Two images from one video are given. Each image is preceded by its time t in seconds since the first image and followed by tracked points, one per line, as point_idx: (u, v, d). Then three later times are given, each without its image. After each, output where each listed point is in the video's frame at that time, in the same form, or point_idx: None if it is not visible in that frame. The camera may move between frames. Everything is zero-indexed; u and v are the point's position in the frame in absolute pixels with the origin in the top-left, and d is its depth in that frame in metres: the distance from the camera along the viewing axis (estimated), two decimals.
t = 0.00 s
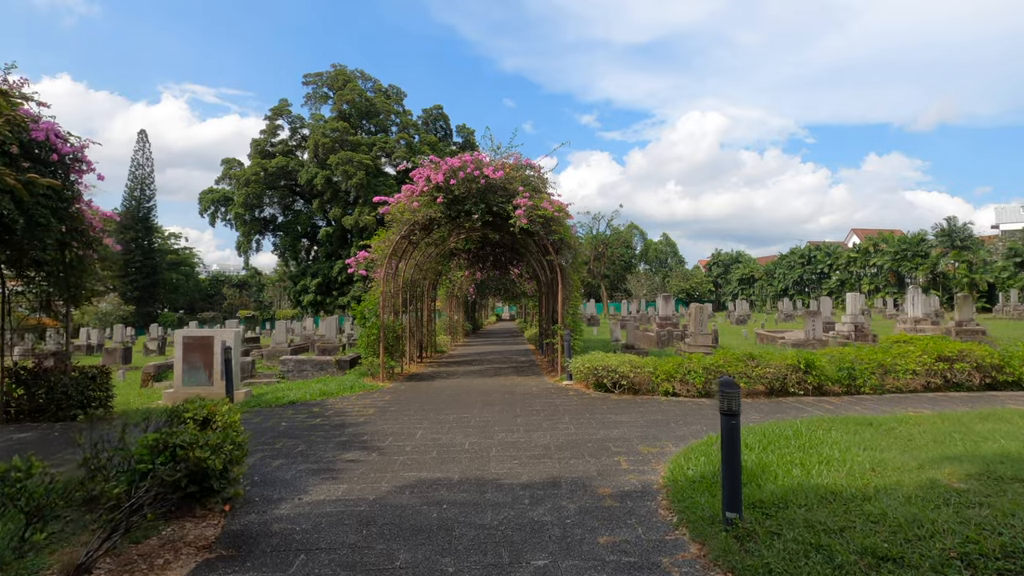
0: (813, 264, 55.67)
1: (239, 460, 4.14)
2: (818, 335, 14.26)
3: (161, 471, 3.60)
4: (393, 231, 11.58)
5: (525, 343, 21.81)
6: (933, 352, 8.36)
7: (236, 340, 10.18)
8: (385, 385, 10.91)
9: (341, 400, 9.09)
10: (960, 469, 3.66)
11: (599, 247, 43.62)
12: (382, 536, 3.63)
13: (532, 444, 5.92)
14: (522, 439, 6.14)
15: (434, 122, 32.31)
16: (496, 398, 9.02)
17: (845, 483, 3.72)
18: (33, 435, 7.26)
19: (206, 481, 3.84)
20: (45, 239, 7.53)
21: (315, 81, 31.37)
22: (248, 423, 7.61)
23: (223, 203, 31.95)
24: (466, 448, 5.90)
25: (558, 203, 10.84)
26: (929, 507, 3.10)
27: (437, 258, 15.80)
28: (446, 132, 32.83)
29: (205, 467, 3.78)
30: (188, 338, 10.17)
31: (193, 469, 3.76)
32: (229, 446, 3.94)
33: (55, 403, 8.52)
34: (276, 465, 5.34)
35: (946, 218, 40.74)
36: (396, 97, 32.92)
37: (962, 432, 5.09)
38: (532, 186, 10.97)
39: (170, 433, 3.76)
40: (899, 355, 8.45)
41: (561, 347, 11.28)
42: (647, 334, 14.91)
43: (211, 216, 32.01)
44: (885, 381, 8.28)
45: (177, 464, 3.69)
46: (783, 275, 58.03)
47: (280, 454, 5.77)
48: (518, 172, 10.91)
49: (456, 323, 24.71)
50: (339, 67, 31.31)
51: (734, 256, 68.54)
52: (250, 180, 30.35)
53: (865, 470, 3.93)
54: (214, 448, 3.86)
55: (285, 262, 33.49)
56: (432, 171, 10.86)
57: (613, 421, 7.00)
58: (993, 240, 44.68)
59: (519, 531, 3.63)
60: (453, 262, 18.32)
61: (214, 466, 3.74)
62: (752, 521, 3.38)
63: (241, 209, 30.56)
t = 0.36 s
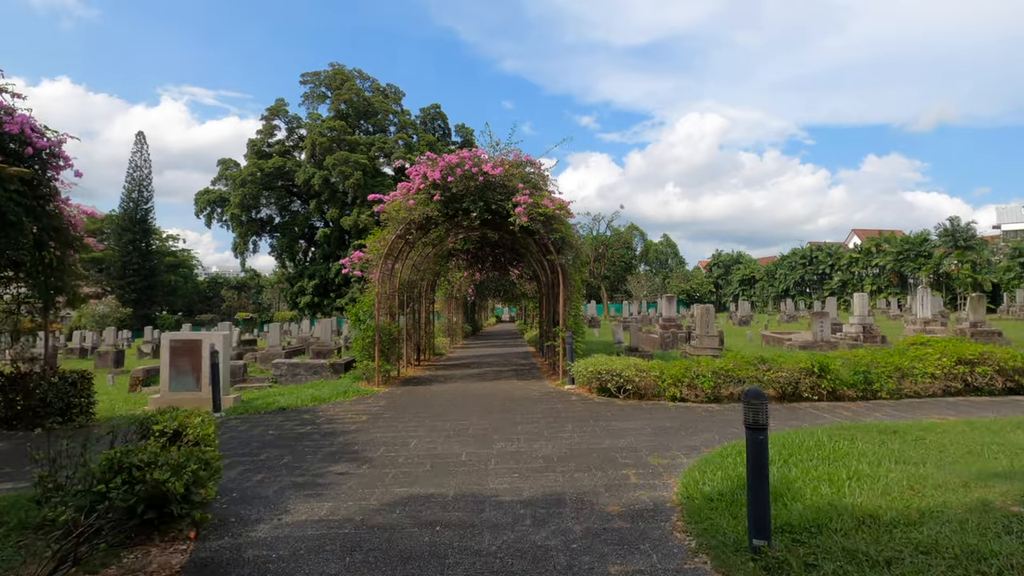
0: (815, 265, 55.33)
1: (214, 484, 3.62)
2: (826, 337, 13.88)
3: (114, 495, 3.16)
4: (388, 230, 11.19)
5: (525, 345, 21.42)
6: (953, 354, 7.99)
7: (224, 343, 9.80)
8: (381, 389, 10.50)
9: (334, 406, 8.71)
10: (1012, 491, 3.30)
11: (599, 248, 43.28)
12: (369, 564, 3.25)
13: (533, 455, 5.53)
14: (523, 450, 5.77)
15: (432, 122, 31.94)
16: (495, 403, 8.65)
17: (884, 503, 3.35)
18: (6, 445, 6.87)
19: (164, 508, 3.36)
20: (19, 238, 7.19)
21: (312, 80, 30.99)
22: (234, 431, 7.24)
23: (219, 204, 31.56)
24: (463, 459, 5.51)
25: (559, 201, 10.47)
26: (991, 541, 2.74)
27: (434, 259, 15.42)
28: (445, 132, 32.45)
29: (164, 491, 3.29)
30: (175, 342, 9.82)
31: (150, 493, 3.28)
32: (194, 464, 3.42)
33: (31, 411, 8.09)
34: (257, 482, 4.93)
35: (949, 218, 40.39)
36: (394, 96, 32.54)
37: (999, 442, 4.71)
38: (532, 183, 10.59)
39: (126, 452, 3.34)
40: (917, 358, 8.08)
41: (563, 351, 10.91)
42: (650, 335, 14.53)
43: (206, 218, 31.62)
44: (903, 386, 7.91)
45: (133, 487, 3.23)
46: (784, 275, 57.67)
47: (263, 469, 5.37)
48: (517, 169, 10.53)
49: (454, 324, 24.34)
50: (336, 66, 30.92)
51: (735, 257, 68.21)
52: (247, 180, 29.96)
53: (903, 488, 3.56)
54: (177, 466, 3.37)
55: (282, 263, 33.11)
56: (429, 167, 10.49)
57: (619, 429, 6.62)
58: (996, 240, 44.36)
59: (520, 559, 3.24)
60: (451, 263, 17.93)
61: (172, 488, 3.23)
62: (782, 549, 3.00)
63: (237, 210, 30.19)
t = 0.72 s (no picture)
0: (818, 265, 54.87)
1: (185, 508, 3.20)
2: (838, 338, 13.48)
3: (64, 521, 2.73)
4: (386, 227, 10.82)
5: (527, 346, 21.04)
6: (979, 356, 7.62)
7: (216, 344, 9.44)
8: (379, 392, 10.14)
9: (329, 410, 8.34)
10: None
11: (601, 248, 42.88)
12: None
13: (539, 464, 5.17)
14: (528, 458, 5.40)
15: (432, 120, 31.58)
16: (498, 407, 8.28)
17: (941, 526, 2.99)
18: None
19: (126, 533, 2.93)
20: None
21: (311, 78, 30.64)
22: (223, 436, 6.87)
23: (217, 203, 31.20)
24: (463, 468, 5.14)
25: (563, 196, 10.10)
26: None
27: (434, 257, 15.05)
28: (446, 130, 32.08)
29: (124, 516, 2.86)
30: (165, 342, 9.48)
31: (108, 518, 2.85)
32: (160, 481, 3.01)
33: (11, 416, 7.65)
34: (240, 495, 4.56)
35: (955, 217, 39.96)
36: (395, 94, 32.15)
37: None
38: (536, 178, 10.23)
39: (82, 468, 2.91)
40: (940, 360, 7.71)
41: (568, 352, 10.52)
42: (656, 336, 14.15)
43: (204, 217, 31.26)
44: (926, 389, 7.53)
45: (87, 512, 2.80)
46: (787, 276, 57.24)
47: (249, 480, 5.00)
48: (521, 163, 10.17)
49: (455, 325, 23.95)
50: (335, 63, 30.56)
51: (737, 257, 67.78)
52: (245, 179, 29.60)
53: (957, 507, 3.20)
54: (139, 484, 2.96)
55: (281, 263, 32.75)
56: (428, 161, 10.11)
57: (629, 435, 6.25)
58: (1002, 240, 43.91)
59: None
60: (452, 261, 17.55)
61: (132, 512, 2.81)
62: None
63: (236, 209, 29.83)
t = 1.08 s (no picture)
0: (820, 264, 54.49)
1: (152, 541, 2.82)
2: (849, 339, 13.17)
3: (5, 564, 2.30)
4: (385, 225, 10.44)
5: (529, 346, 20.72)
6: (1006, 359, 7.30)
7: (207, 346, 9.07)
8: (378, 395, 9.77)
9: (325, 415, 7.99)
10: None
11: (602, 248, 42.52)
12: None
13: (548, 478, 4.81)
14: (536, 470, 5.05)
15: (432, 118, 31.21)
16: (501, 412, 7.93)
17: (1012, 558, 2.65)
18: None
19: None
20: None
21: (309, 75, 30.29)
22: (212, 444, 6.51)
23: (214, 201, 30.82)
24: (467, 482, 4.79)
25: (568, 192, 9.77)
26: None
27: (435, 256, 14.70)
28: (446, 128, 31.71)
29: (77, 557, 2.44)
30: (155, 344, 9.11)
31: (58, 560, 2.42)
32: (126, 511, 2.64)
33: None
34: (224, 514, 4.19)
35: (959, 216, 39.63)
36: (394, 92, 31.78)
37: None
38: (540, 174, 9.88)
39: (31, 497, 2.50)
40: (965, 363, 7.38)
41: (573, 354, 10.16)
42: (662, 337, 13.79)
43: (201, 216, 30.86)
44: (950, 394, 7.20)
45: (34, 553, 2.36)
46: (789, 275, 56.89)
47: (236, 495, 4.64)
48: (524, 159, 9.83)
49: (455, 325, 23.59)
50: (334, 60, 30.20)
51: (739, 257, 67.43)
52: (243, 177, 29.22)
53: None
54: (99, 515, 2.59)
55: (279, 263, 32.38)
56: (428, 156, 9.75)
57: (643, 444, 5.89)
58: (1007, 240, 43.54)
59: None
60: (452, 260, 17.21)
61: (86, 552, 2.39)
62: None
63: (233, 208, 29.46)
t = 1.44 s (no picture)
0: (825, 263, 54.03)
1: None
2: (862, 338, 12.80)
3: None
4: (383, 221, 10.06)
5: (532, 346, 20.35)
6: None
7: (197, 347, 8.72)
8: (375, 398, 9.39)
9: (319, 419, 7.63)
10: None
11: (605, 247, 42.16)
12: None
13: (556, 491, 4.44)
14: (542, 482, 4.68)
15: (434, 115, 30.86)
16: (504, 416, 7.55)
17: None
18: None
19: None
20: None
21: (309, 72, 29.95)
22: (197, 451, 6.14)
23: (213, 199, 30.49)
24: (467, 496, 4.41)
25: (573, 186, 9.40)
26: None
27: (435, 254, 14.33)
28: (447, 125, 31.33)
29: None
30: (143, 346, 8.77)
31: None
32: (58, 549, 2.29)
33: None
34: (199, 533, 3.82)
35: (967, 214, 39.24)
36: (395, 88, 31.42)
37: None
38: (544, 168, 9.52)
39: None
40: (993, 365, 6.99)
41: (579, 355, 9.78)
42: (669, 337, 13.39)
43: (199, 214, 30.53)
44: (978, 397, 6.82)
45: None
46: (793, 274, 56.45)
47: (217, 511, 4.28)
48: (527, 152, 9.47)
49: (457, 324, 23.24)
50: (334, 57, 29.87)
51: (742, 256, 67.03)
52: (242, 175, 28.89)
53: None
54: (28, 552, 2.24)
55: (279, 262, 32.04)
56: (427, 150, 9.38)
57: (655, 452, 5.51)
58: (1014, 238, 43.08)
59: None
60: (453, 259, 16.84)
61: None
62: None
63: (232, 206, 29.15)
